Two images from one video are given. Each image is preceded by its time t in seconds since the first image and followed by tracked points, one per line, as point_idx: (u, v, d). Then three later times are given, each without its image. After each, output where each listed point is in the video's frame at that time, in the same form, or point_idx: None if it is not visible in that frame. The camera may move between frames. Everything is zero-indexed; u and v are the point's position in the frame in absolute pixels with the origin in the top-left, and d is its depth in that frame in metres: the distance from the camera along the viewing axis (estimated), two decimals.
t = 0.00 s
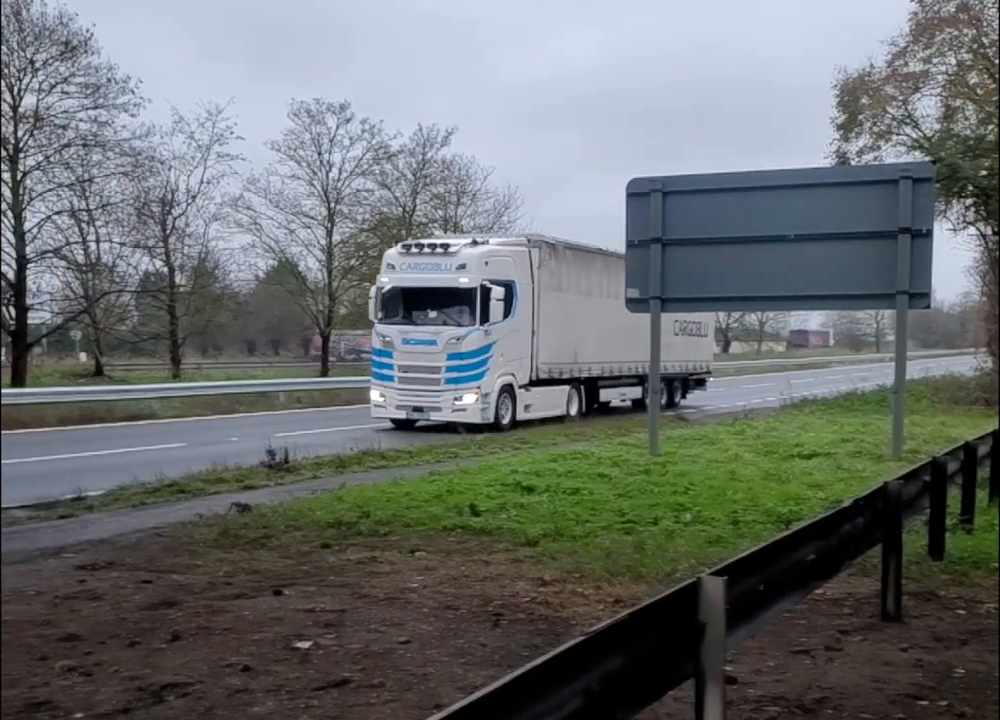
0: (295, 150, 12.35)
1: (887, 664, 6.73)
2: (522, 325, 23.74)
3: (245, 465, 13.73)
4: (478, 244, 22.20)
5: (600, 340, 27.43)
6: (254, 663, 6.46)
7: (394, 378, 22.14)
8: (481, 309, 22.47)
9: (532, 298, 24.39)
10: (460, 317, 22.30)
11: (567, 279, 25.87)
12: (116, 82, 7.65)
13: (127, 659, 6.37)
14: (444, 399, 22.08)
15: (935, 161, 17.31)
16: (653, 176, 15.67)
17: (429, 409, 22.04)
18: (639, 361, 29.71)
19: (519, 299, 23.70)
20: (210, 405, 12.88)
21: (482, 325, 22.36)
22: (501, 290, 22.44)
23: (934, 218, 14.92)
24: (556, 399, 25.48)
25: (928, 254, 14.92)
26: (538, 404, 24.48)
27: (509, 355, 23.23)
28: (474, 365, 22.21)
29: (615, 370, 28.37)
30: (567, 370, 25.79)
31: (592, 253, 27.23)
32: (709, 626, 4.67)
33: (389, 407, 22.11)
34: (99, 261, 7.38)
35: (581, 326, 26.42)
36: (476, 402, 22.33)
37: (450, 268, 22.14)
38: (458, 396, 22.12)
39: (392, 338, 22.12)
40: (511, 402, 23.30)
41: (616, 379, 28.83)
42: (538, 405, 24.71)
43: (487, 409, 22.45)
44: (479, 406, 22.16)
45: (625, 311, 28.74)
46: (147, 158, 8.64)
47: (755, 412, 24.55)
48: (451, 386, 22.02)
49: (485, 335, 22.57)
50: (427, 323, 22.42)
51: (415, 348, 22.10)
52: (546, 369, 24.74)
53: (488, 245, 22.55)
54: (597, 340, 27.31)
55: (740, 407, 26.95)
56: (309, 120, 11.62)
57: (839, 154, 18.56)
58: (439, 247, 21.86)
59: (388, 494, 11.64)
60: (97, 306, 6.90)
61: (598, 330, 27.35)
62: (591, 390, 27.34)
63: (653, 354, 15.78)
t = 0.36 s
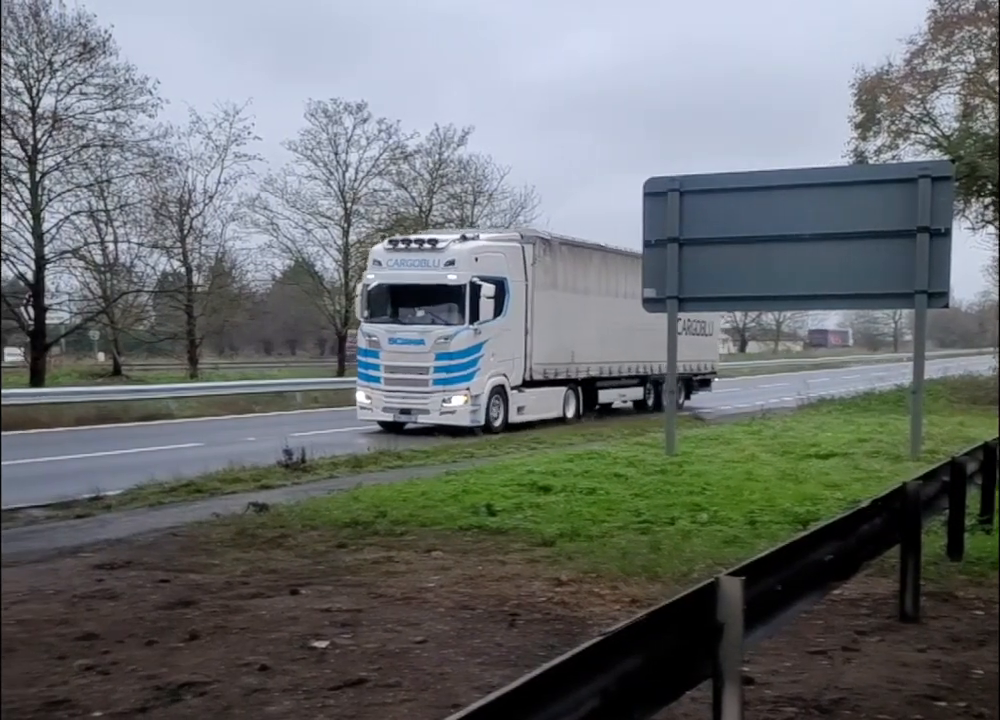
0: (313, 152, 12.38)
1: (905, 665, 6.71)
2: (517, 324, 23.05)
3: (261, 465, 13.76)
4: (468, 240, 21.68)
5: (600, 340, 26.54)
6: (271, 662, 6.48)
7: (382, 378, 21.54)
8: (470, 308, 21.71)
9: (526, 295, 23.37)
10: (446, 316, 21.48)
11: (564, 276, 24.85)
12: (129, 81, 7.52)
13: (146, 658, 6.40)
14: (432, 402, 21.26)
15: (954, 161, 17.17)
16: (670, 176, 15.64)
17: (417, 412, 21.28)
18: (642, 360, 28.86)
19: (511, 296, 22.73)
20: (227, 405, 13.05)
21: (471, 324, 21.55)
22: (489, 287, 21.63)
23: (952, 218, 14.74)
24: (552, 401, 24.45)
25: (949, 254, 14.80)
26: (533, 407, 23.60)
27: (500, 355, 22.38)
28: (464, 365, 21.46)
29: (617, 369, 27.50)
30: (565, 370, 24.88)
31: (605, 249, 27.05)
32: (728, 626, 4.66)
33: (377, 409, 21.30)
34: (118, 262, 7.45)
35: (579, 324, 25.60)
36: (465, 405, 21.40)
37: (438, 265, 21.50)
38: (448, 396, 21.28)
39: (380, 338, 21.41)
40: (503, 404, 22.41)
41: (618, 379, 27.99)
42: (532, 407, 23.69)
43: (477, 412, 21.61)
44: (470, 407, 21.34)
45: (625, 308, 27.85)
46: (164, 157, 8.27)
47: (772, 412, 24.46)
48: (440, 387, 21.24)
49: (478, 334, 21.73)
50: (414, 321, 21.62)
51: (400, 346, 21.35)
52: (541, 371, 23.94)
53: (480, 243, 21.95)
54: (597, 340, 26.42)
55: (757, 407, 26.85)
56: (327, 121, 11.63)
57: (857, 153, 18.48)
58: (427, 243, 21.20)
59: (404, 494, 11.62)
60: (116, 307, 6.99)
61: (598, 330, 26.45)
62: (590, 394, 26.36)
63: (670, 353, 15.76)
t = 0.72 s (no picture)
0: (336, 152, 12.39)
1: (929, 666, 6.67)
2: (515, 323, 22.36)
3: (284, 463, 13.79)
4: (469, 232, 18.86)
5: (603, 339, 25.79)
6: (294, 661, 6.50)
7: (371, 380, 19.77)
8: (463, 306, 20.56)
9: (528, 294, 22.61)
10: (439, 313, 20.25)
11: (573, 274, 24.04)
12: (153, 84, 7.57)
13: (170, 656, 6.43)
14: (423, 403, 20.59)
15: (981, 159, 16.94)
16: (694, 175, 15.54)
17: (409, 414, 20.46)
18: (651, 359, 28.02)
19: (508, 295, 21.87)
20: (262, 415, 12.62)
21: (465, 323, 20.72)
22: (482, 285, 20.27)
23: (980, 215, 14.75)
24: (549, 402, 23.88)
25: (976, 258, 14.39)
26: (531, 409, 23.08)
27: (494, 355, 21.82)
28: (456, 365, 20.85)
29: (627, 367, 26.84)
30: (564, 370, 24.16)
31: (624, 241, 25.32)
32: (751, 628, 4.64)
33: (367, 411, 19.59)
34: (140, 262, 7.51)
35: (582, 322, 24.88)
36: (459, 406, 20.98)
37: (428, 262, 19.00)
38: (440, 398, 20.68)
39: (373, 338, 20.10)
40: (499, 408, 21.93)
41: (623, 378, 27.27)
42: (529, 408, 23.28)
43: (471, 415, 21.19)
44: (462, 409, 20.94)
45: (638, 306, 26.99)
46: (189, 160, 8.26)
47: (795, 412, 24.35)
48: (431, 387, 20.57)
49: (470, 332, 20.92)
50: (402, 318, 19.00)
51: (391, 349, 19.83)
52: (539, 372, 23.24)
53: (474, 233, 18.32)
54: (599, 339, 25.65)
55: (780, 406, 26.75)
56: (349, 120, 11.62)
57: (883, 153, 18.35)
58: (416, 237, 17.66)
59: (426, 494, 11.60)
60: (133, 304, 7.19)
61: (601, 329, 25.71)
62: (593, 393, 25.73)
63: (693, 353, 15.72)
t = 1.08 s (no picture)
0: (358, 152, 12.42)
1: (952, 669, 6.64)
2: (512, 319, 21.74)
3: (305, 462, 13.82)
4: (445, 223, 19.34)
5: (610, 338, 25.17)
6: (315, 659, 6.51)
7: (360, 381, 19.84)
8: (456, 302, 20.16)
9: (524, 289, 22.14)
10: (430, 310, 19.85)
11: (571, 270, 23.64)
12: (178, 82, 7.63)
13: (192, 653, 6.45)
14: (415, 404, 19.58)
15: None
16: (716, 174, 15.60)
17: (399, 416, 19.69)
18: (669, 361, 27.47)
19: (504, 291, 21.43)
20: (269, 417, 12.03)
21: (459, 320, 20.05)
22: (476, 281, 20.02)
23: None
24: (550, 404, 22.92)
25: (989, 259, 13.98)
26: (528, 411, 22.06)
27: (489, 354, 20.88)
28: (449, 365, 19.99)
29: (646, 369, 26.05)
30: (563, 370, 23.38)
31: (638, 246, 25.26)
32: (773, 629, 4.64)
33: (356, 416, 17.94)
34: (164, 260, 7.55)
35: (587, 321, 24.22)
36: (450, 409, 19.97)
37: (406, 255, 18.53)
38: (431, 400, 19.82)
39: (359, 336, 19.78)
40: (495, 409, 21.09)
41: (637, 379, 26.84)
42: (528, 411, 22.40)
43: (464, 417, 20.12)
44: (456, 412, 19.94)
45: (645, 305, 26.77)
46: (212, 158, 8.30)
47: (817, 412, 24.25)
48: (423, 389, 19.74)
49: (462, 329, 20.24)
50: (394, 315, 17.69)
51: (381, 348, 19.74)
52: (538, 371, 22.39)
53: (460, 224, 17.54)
54: (607, 339, 25.04)
55: (802, 406, 26.66)
56: (372, 120, 11.65)
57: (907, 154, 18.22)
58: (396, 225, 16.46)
59: (445, 494, 11.58)
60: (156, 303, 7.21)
61: (607, 329, 25.10)
62: (596, 393, 24.80)
63: (715, 355, 15.67)
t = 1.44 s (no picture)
0: (383, 150, 12.42)
1: (982, 671, 6.59)
2: (506, 315, 19.75)
3: (333, 461, 13.87)
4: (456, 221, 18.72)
5: (613, 335, 23.23)
6: (343, 658, 6.52)
7: (349, 381, 18.36)
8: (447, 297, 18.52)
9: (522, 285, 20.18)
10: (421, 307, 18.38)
11: (575, 262, 21.66)
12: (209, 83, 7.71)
13: (220, 651, 6.48)
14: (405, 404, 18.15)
15: None
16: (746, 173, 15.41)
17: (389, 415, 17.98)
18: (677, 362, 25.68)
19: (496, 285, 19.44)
20: (265, 417, 11.02)
21: (450, 317, 18.51)
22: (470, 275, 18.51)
23: None
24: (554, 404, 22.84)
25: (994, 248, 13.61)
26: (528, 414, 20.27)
27: (484, 354, 19.15)
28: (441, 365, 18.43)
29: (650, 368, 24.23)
30: (566, 372, 21.49)
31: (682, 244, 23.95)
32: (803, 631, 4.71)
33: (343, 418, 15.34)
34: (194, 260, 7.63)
35: (591, 318, 22.57)
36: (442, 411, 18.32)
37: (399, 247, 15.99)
38: (424, 400, 18.28)
39: (347, 334, 18.34)
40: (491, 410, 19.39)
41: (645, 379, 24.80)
42: (526, 412, 20.61)
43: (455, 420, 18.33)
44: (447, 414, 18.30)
45: (660, 303, 25.09)
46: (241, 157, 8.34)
47: (846, 412, 24.09)
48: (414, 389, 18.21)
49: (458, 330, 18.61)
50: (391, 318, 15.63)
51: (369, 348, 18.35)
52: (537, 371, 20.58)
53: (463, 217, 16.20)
54: (609, 337, 22.98)
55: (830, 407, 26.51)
56: (400, 119, 11.66)
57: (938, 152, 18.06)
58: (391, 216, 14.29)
59: (472, 494, 11.57)
60: (188, 301, 7.31)
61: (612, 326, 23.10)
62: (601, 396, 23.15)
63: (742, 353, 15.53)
